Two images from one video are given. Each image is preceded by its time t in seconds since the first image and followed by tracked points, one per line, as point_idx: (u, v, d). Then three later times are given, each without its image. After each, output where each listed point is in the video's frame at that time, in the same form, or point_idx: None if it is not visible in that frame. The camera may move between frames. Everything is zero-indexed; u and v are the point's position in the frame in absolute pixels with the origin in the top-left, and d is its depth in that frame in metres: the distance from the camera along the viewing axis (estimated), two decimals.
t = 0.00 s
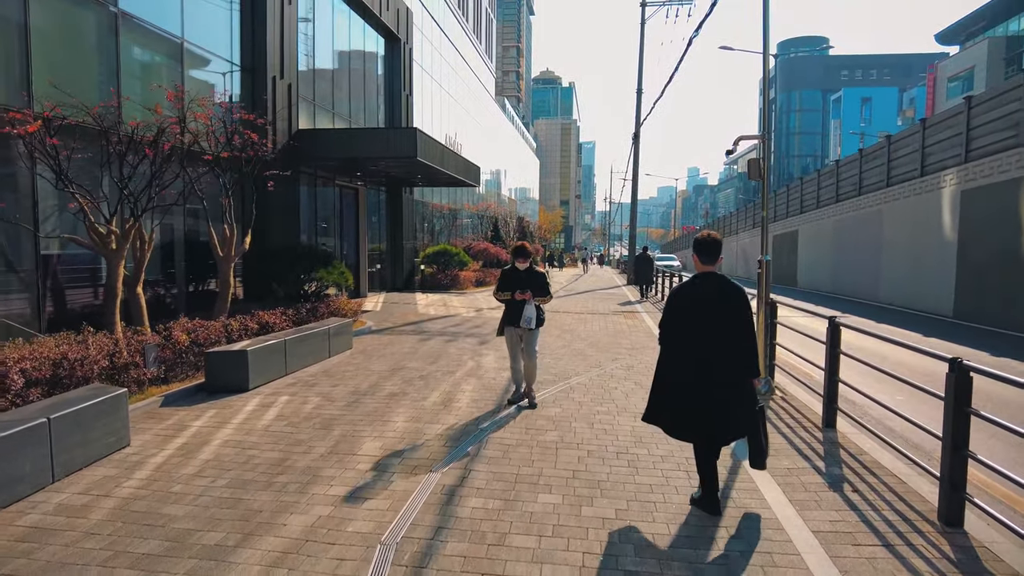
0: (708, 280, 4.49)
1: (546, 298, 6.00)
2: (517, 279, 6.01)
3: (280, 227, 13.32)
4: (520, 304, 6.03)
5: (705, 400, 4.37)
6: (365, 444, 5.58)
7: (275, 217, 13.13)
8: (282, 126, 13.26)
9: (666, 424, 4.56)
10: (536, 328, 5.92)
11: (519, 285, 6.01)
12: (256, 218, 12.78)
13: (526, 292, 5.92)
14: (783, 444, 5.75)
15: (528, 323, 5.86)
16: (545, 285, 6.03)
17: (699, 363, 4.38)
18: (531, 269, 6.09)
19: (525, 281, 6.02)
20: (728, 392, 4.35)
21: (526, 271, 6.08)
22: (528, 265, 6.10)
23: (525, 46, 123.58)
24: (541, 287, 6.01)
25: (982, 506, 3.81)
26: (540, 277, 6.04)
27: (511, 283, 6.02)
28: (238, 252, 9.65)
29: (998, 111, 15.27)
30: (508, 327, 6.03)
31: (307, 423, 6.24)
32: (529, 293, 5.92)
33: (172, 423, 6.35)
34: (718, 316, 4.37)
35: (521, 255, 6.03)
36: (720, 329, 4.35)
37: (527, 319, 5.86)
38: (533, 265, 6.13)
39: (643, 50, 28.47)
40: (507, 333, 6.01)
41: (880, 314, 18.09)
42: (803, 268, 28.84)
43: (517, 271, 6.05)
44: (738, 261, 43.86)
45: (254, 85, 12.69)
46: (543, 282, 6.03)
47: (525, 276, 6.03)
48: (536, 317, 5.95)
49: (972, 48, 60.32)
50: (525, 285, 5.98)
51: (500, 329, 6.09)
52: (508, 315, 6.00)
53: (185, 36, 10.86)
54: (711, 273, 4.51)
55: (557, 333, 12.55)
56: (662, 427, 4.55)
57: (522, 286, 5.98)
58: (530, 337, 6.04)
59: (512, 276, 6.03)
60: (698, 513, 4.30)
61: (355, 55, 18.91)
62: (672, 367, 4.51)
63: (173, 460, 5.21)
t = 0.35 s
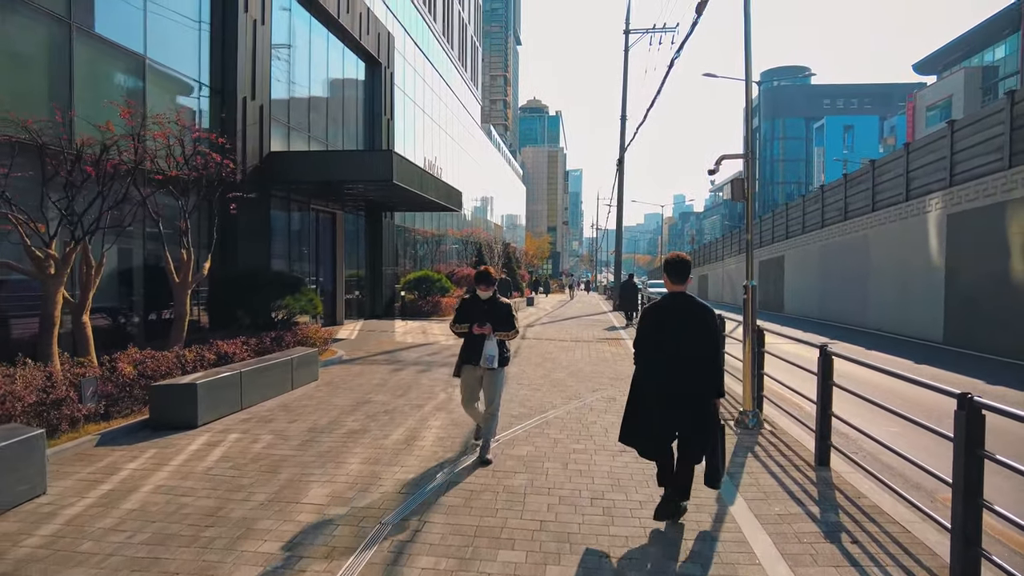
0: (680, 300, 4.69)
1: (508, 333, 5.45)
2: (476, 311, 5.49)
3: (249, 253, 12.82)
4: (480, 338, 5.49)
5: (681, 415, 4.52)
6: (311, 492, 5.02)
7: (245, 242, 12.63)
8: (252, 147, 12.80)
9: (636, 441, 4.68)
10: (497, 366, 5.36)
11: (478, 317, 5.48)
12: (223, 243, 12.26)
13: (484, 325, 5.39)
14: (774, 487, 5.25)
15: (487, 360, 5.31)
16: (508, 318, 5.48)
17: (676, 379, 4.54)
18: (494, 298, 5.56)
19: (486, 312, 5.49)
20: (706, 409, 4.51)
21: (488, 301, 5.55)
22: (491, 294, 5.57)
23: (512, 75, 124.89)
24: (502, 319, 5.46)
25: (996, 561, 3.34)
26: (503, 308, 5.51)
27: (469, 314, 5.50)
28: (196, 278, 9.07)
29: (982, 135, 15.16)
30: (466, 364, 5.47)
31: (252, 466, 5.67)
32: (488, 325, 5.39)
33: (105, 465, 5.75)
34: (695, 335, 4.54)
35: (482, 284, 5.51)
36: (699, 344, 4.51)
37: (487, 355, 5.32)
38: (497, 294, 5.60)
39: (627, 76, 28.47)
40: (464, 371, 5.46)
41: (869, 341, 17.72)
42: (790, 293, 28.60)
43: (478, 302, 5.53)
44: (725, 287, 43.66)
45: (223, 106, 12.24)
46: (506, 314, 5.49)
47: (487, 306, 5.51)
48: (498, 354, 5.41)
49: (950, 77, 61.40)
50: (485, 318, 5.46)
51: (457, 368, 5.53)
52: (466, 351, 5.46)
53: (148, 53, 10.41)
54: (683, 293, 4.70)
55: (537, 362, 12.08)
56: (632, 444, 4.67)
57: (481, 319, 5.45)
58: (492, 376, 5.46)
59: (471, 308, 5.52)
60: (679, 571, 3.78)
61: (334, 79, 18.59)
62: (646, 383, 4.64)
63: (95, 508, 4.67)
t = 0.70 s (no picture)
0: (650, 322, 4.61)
1: (464, 366, 4.83)
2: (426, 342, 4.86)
3: (220, 271, 12.18)
4: (431, 375, 4.84)
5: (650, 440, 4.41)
6: (256, 538, 4.51)
7: (215, 260, 12.02)
8: (224, 162, 12.30)
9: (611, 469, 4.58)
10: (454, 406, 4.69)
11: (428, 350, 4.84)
12: (192, 261, 11.63)
13: (436, 360, 4.75)
14: (768, 528, 4.79)
15: (442, 400, 4.64)
16: (464, 349, 4.89)
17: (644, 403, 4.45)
18: (446, 328, 4.95)
19: (437, 344, 4.87)
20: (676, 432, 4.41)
21: (438, 331, 4.92)
22: (441, 322, 4.96)
23: (502, 93, 125.50)
24: (457, 350, 4.85)
25: None
26: (457, 338, 4.91)
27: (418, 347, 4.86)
28: (155, 299, 8.50)
29: (971, 150, 14.93)
30: (416, 406, 4.79)
31: (197, 506, 5.14)
32: (441, 359, 4.75)
33: (33, 504, 5.20)
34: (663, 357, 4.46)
35: (431, 311, 4.89)
36: (668, 366, 4.42)
37: (442, 394, 4.66)
38: (449, 322, 4.99)
39: (614, 93, 28.31)
40: (415, 415, 4.77)
41: (862, 359, 17.35)
42: (780, 311, 28.28)
43: (427, 332, 4.90)
44: (715, 304, 43.39)
45: (193, 118, 11.76)
46: (462, 344, 4.89)
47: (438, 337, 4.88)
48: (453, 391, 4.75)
49: (935, 95, 61.99)
50: (436, 351, 4.83)
51: (406, 412, 4.84)
52: (416, 391, 4.80)
53: (110, 62, 9.93)
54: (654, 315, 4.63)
55: (520, 385, 11.58)
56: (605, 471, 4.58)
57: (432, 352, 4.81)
58: (449, 418, 4.81)
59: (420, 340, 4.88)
60: None
61: (315, 94, 18.18)
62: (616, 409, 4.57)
63: (8, 558, 4.15)
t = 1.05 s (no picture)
0: (630, 328, 4.64)
1: (408, 393, 4.00)
2: (367, 361, 4.03)
3: (198, 279, 11.63)
4: (369, 400, 4.02)
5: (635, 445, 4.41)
6: None
7: (193, 268, 11.48)
8: (202, 166, 11.78)
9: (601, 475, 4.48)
10: (390, 442, 3.90)
11: (368, 370, 4.02)
12: (168, 269, 11.10)
13: (377, 383, 3.94)
14: (774, 565, 4.33)
15: (377, 435, 3.85)
16: (410, 373, 4.05)
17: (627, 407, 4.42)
18: (391, 344, 4.11)
19: (378, 364, 4.03)
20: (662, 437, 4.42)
21: (381, 348, 4.09)
22: (384, 338, 4.11)
23: (499, 101, 125.38)
24: (402, 375, 4.03)
25: None
26: (404, 357, 4.08)
27: (356, 366, 4.04)
28: (120, 308, 7.98)
29: (974, 156, 14.57)
30: (349, 439, 4.02)
31: (142, 539, 4.65)
32: (383, 384, 3.94)
33: None
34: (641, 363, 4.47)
35: (373, 324, 4.04)
36: (648, 373, 4.44)
37: (377, 428, 3.87)
38: (393, 337, 4.14)
39: (610, 99, 27.95)
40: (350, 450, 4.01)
41: (862, 370, 16.92)
42: (778, 320, 27.87)
43: (366, 348, 4.05)
44: (711, 311, 43.05)
45: (171, 120, 11.28)
46: (406, 367, 4.06)
47: (380, 356, 4.04)
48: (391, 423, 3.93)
49: (931, 104, 61.97)
50: (376, 372, 4.01)
51: (338, 443, 4.07)
52: (349, 420, 3.99)
53: (76, 57, 9.45)
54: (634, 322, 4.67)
55: (509, 397, 11.09)
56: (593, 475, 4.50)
57: (372, 374, 3.99)
58: (387, 454, 4.02)
59: (358, 357, 4.05)
60: None
61: (302, 96, 17.74)
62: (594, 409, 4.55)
63: None
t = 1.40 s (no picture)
0: (619, 336, 4.92)
1: (323, 436, 3.04)
2: (274, 392, 3.10)
3: (177, 286, 11.16)
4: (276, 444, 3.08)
5: (617, 446, 4.68)
6: None
7: (171, 275, 11.01)
8: (182, 171, 11.36)
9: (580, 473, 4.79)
10: (300, 499, 3.00)
11: (275, 403, 3.08)
12: (145, 276, 10.62)
13: (281, 422, 2.99)
14: None
15: (277, 493, 2.96)
16: (330, 409, 3.08)
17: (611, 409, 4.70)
18: (308, 370, 3.13)
19: (289, 397, 3.07)
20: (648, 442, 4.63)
21: (296, 373, 3.13)
22: (300, 361, 3.14)
23: (498, 111, 125.56)
24: (319, 411, 3.06)
25: None
26: (325, 387, 3.11)
27: (262, 397, 3.11)
28: (83, 316, 7.53)
29: (981, 161, 14.16)
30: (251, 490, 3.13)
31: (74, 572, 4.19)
32: (288, 423, 3.00)
33: None
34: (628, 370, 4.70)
35: (284, 344, 3.07)
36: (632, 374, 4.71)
37: (278, 483, 2.97)
38: (313, 360, 3.15)
39: (607, 106, 27.63)
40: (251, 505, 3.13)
41: (867, 381, 16.41)
42: (779, 330, 27.39)
43: (275, 374, 3.12)
44: (712, 321, 42.57)
45: (149, 122, 10.83)
46: (325, 402, 3.08)
47: (294, 384, 3.09)
48: (298, 477, 3.00)
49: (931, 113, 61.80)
50: (285, 406, 3.06)
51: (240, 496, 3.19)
52: (252, 466, 3.11)
53: (43, 53, 8.93)
54: (622, 331, 4.98)
55: (499, 410, 10.59)
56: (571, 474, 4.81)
57: (279, 408, 3.06)
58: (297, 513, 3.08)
59: (267, 385, 3.11)
60: None
61: (292, 101, 17.36)
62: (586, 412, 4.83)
63: None
